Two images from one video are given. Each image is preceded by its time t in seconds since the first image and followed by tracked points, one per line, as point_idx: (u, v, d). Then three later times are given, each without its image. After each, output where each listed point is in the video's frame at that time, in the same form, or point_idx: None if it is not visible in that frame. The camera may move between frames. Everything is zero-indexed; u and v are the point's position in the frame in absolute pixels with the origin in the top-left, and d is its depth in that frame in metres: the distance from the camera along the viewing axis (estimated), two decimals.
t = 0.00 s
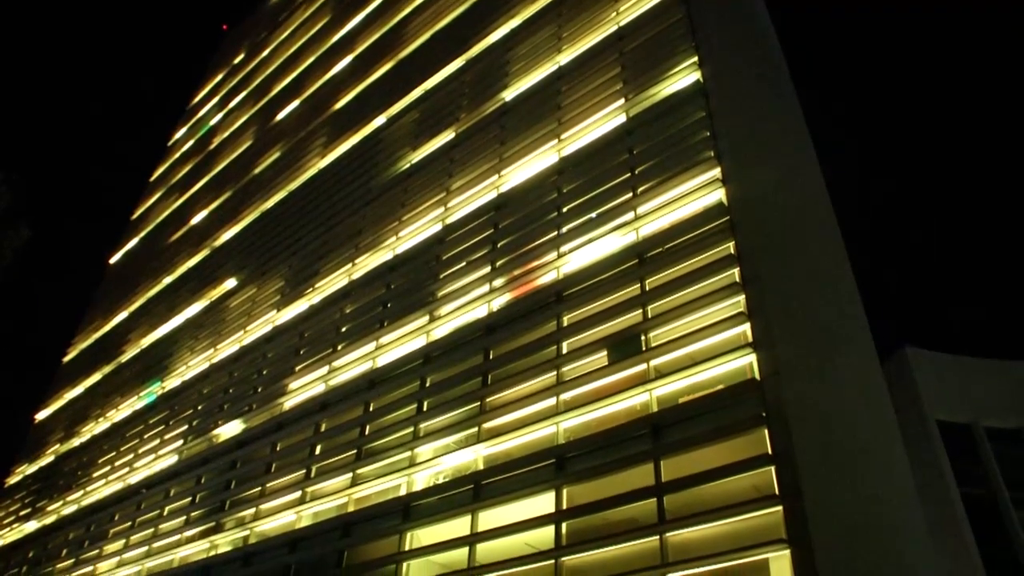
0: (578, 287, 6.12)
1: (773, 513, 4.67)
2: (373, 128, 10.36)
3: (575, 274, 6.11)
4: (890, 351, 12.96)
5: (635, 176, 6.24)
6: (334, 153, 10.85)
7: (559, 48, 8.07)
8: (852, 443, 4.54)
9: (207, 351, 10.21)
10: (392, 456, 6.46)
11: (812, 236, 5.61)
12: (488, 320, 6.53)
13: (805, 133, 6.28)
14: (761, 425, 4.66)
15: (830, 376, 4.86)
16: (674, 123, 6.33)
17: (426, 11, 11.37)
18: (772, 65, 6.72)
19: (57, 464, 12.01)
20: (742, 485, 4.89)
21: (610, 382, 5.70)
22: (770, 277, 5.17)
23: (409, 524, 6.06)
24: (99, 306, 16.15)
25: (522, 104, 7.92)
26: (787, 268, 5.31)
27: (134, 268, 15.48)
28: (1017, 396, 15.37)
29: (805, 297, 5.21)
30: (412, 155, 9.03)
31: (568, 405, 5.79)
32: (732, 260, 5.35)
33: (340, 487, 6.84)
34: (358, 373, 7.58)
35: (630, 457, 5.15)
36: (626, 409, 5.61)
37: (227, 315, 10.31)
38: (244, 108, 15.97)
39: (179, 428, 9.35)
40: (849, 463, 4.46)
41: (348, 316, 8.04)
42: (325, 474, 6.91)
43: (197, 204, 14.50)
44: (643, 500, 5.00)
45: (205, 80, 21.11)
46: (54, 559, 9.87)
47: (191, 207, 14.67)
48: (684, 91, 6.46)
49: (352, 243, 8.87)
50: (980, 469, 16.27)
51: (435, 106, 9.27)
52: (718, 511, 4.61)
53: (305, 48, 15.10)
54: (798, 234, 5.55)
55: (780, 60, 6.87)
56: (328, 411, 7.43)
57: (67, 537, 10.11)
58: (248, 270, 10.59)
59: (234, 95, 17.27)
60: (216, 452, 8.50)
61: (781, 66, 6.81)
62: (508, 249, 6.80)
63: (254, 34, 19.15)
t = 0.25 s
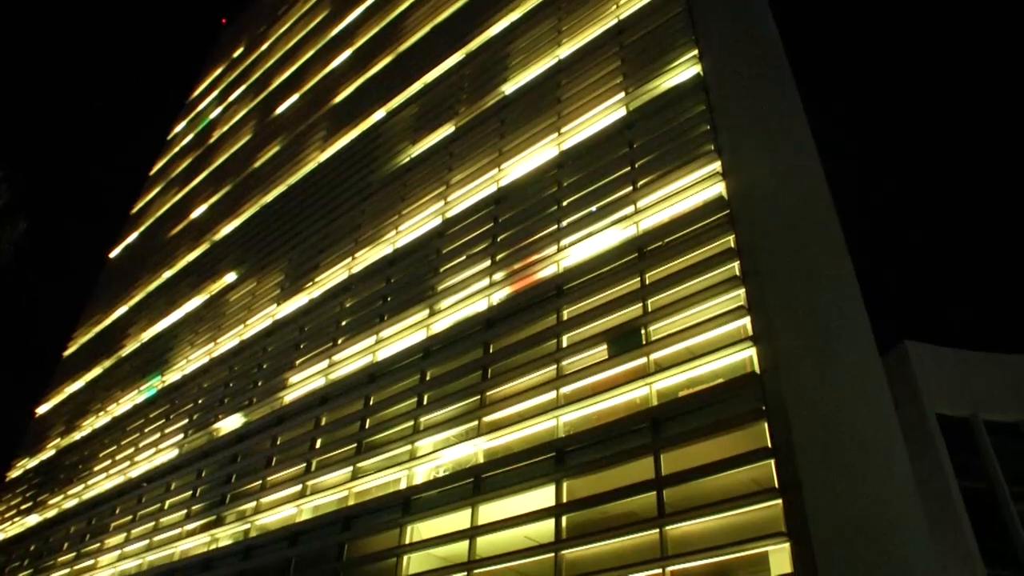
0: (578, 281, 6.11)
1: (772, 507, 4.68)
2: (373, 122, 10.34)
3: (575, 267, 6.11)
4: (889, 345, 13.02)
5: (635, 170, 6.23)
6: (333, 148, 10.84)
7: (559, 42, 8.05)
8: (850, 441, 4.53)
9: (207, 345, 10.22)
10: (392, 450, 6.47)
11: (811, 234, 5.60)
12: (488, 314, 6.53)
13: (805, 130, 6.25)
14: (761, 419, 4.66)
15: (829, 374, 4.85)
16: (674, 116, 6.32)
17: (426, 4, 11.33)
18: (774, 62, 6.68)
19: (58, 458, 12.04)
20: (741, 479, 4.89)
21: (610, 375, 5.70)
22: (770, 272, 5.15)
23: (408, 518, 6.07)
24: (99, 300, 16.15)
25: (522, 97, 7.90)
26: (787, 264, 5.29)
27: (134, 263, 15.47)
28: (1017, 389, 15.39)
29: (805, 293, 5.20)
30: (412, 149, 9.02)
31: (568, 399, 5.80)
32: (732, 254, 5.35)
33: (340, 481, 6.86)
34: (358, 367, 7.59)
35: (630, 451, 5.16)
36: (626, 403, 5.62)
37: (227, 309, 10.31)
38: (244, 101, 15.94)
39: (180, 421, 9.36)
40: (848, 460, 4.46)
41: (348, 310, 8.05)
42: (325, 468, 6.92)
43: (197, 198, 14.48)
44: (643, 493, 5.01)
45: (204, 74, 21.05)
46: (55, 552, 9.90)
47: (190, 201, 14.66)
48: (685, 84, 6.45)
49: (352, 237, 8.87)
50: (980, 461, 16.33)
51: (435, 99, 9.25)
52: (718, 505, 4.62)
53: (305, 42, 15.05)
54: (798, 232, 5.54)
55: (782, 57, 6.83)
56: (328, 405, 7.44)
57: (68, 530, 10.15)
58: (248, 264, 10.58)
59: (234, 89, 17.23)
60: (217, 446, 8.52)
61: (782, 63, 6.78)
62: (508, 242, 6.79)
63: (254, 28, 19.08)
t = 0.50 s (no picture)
0: (577, 276, 6.12)
1: (772, 502, 4.70)
2: (372, 117, 10.32)
3: (575, 263, 6.11)
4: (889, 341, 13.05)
5: (635, 166, 6.23)
6: (333, 143, 10.83)
7: (559, 36, 8.03)
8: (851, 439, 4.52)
9: (207, 341, 10.22)
10: (391, 445, 6.47)
11: (812, 232, 5.58)
12: (487, 309, 6.53)
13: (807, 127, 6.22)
14: (760, 414, 4.67)
15: (829, 372, 4.84)
16: (674, 112, 6.31)
17: None
18: (775, 60, 6.66)
19: (58, 453, 12.05)
20: (740, 475, 4.89)
21: (609, 370, 5.70)
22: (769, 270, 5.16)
23: (408, 512, 6.08)
24: (99, 296, 16.15)
25: (522, 92, 7.89)
26: (787, 261, 5.29)
27: (133, 258, 15.46)
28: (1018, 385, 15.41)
29: (805, 291, 5.19)
30: (412, 144, 9.01)
31: (568, 394, 5.80)
32: (732, 249, 5.35)
33: (340, 476, 6.87)
34: (358, 362, 7.59)
35: (629, 446, 5.17)
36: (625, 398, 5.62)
37: (227, 304, 10.31)
38: (243, 96, 15.90)
39: (180, 417, 9.37)
40: (848, 459, 4.45)
41: (348, 306, 8.05)
42: (325, 463, 6.93)
43: (196, 193, 14.47)
44: (642, 488, 5.02)
45: (204, 69, 21.00)
46: (56, 548, 9.92)
47: (189, 196, 14.64)
48: (684, 79, 6.44)
49: (352, 232, 8.86)
50: (978, 456, 16.40)
51: (435, 94, 9.23)
52: (717, 500, 4.63)
53: (304, 36, 15.02)
54: (799, 229, 5.52)
55: (783, 54, 6.80)
56: (328, 400, 7.45)
57: (68, 525, 10.16)
58: (248, 260, 10.57)
59: (233, 84, 17.20)
60: (217, 441, 8.53)
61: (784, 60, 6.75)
62: (508, 237, 6.79)
63: (253, 22, 19.03)
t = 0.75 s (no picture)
0: (577, 272, 6.12)
1: (771, 498, 4.71)
2: (372, 113, 10.32)
3: (575, 259, 6.11)
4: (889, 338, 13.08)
5: (635, 162, 6.22)
6: (333, 139, 10.82)
7: (559, 32, 8.02)
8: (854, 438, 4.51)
9: (207, 337, 10.23)
10: (392, 441, 6.48)
11: (814, 231, 5.58)
12: (488, 306, 6.53)
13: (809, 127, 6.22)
14: (760, 410, 4.67)
15: (831, 371, 4.83)
16: (674, 108, 6.31)
17: None
18: (778, 60, 6.65)
19: (59, 449, 12.06)
20: (740, 470, 4.89)
21: (610, 366, 5.70)
22: (772, 268, 5.14)
23: (409, 508, 6.09)
24: (99, 292, 16.16)
25: (522, 88, 7.88)
26: (789, 260, 5.27)
27: (133, 255, 15.46)
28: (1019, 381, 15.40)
29: (807, 289, 5.18)
30: (412, 140, 9.01)
31: (568, 390, 5.81)
32: (732, 245, 5.35)
33: (340, 472, 6.87)
34: (359, 358, 7.59)
35: (629, 442, 5.17)
36: (625, 395, 5.62)
37: (227, 300, 10.31)
38: (243, 92, 15.89)
39: (180, 413, 9.38)
40: (851, 457, 4.44)
41: (348, 302, 8.05)
42: (325, 459, 6.93)
43: (196, 190, 14.48)
44: (642, 484, 5.02)
45: (203, 65, 20.98)
46: (57, 544, 9.93)
47: (190, 193, 14.64)
48: (685, 75, 6.44)
49: (352, 228, 8.86)
50: (978, 452, 16.41)
51: (435, 90, 9.22)
52: (717, 496, 4.63)
53: (304, 32, 15.00)
54: (800, 228, 5.52)
55: (783, 49, 6.81)
56: (329, 396, 7.45)
57: (69, 521, 10.17)
58: (248, 256, 10.57)
59: (233, 80, 17.18)
60: (217, 437, 8.53)
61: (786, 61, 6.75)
62: (508, 234, 6.78)
63: (253, 18, 19.00)
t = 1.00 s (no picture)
0: (577, 269, 6.12)
1: (769, 496, 4.69)
2: (372, 110, 10.31)
3: (574, 256, 6.11)
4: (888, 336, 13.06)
5: (635, 158, 6.22)
6: (332, 136, 10.81)
7: (558, 29, 8.02)
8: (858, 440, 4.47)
9: (206, 334, 10.22)
10: (391, 438, 6.48)
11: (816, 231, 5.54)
12: (487, 302, 6.53)
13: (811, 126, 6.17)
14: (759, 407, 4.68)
15: (834, 372, 4.80)
16: (674, 105, 6.30)
17: None
18: (780, 58, 6.60)
19: (58, 446, 12.05)
20: (739, 467, 4.87)
21: (609, 363, 5.71)
22: (772, 268, 5.14)
23: (408, 505, 6.09)
24: (98, 288, 16.14)
25: (521, 84, 7.88)
26: (789, 259, 5.27)
27: (132, 252, 15.44)
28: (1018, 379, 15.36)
29: (808, 289, 5.17)
30: (411, 137, 9.01)
31: (567, 386, 5.81)
32: (731, 242, 5.36)
33: (339, 469, 6.87)
34: (358, 355, 7.59)
35: (628, 439, 5.17)
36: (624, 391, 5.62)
37: (226, 297, 10.31)
38: (242, 89, 15.88)
39: (179, 409, 9.37)
40: (853, 459, 4.41)
41: (347, 298, 8.04)
42: (325, 456, 6.93)
43: (195, 186, 14.47)
44: (641, 481, 5.03)
45: (202, 61, 20.96)
46: (56, 540, 9.93)
47: (189, 190, 14.63)
48: (684, 72, 6.43)
49: (351, 225, 8.85)
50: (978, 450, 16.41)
51: (434, 87, 9.21)
52: (716, 493, 4.63)
53: (303, 29, 14.98)
54: (802, 227, 5.50)
55: (782, 44, 6.79)
56: (328, 392, 7.45)
57: (68, 518, 10.17)
58: (248, 252, 10.57)
59: (232, 77, 17.16)
60: (216, 433, 8.53)
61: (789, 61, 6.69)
62: (507, 230, 6.78)
63: (252, 15, 18.98)
